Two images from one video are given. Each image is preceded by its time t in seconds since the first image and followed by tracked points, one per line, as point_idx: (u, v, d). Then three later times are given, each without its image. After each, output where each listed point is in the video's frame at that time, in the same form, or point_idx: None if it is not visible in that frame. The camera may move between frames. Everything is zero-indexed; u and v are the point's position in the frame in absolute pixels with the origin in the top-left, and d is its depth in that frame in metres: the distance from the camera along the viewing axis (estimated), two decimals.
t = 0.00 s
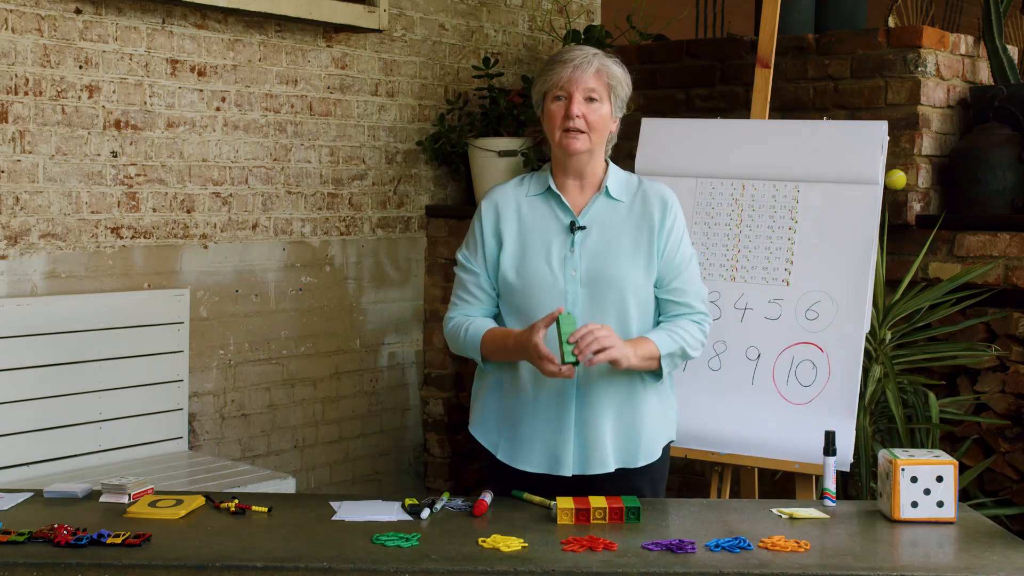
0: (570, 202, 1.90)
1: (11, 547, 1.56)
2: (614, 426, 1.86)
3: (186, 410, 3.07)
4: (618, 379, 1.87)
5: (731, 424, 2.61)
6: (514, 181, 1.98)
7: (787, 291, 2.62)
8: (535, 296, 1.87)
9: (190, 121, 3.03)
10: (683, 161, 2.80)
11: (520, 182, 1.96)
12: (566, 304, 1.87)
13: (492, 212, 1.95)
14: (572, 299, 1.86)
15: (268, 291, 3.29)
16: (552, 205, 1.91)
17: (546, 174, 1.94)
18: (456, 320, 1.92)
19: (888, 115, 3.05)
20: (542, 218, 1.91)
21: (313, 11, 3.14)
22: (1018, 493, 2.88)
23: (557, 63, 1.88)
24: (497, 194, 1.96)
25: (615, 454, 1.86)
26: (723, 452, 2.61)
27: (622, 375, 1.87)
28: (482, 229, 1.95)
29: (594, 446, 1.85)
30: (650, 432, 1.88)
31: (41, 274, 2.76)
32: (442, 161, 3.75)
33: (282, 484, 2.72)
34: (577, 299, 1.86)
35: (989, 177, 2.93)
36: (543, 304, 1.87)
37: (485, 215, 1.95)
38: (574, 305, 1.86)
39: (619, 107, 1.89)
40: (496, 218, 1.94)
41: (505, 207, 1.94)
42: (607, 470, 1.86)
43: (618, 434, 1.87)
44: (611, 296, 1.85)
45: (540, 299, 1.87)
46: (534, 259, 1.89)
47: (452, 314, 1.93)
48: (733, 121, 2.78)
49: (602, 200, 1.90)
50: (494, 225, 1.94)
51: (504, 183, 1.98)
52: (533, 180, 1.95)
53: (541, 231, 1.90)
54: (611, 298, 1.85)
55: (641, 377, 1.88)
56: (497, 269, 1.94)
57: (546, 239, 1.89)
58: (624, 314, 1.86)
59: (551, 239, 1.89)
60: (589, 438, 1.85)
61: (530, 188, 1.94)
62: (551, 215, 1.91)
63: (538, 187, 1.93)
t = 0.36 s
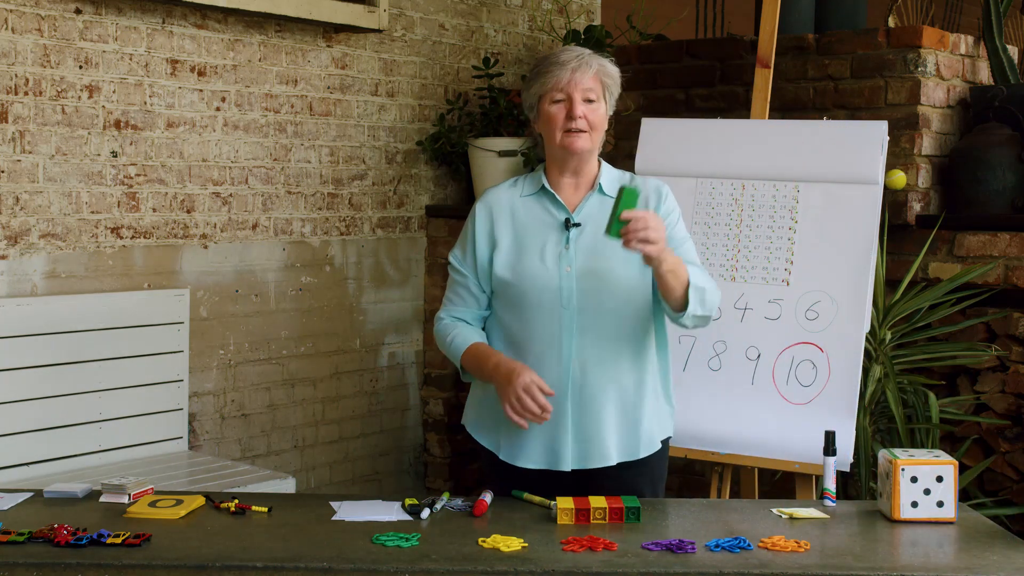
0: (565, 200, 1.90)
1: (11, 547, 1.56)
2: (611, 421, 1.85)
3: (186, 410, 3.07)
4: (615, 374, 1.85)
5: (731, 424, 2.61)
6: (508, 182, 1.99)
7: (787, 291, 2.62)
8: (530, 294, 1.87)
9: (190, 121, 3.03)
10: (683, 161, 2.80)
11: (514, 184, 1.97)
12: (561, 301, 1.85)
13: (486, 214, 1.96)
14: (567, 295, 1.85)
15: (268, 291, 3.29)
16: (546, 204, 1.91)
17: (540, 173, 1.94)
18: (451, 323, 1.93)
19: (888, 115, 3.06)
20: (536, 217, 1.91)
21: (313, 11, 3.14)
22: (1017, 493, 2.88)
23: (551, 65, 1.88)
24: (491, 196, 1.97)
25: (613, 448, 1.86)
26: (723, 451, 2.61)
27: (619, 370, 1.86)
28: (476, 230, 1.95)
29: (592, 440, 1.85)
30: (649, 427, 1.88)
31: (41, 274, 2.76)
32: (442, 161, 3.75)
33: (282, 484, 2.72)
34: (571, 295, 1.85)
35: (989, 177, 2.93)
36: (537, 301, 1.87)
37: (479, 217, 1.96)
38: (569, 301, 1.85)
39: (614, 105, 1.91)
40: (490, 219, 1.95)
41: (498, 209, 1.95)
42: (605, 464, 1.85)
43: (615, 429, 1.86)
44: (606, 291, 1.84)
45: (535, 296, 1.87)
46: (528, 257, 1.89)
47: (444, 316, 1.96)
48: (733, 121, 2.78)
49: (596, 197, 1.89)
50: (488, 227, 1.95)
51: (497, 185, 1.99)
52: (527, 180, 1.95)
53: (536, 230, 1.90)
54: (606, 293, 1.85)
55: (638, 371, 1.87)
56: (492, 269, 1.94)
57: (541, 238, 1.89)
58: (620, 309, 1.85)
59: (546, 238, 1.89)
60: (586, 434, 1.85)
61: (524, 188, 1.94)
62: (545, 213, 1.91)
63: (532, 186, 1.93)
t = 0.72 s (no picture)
0: (557, 201, 1.91)
1: (11, 547, 1.55)
2: (608, 420, 1.85)
3: (186, 410, 3.07)
4: (611, 373, 1.85)
5: (731, 424, 2.62)
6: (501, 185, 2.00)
7: (787, 291, 2.62)
8: (524, 295, 1.87)
9: (190, 121, 3.03)
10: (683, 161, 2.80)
11: (507, 188, 1.98)
12: (555, 301, 1.85)
13: (479, 217, 1.97)
14: (561, 296, 1.85)
15: (268, 291, 3.29)
16: (539, 205, 1.92)
17: (532, 176, 1.96)
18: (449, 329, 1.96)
19: (888, 115, 3.06)
20: (529, 218, 1.92)
21: (313, 11, 3.14)
22: (1017, 493, 2.88)
23: (538, 64, 1.87)
24: (484, 200, 1.98)
25: (611, 447, 1.86)
26: (723, 451, 2.61)
27: (615, 369, 1.85)
28: (471, 234, 1.97)
29: (589, 440, 1.85)
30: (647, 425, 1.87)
31: (41, 274, 2.76)
32: (442, 161, 3.75)
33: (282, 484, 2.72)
34: (565, 295, 1.85)
35: (989, 177, 2.93)
36: (531, 303, 1.87)
37: (473, 221, 1.97)
38: (563, 302, 1.85)
39: (602, 102, 1.90)
40: (483, 223, 1.96)
41: (492, 212, 1.96)
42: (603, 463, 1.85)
43: (612, 428, 1.85)
44: (600, 291, 1.85)
45: (529, 298, 1.87)
46: (521, 259, 1.89)
47: (442, 322, 1.98)
48: (733, 121, 2.78)
49: (588, 197, 1.89)
50: (482, 230, 1.96)
51: (490, 189, 2.00)
52: (519, 183, 1.97)
53: (529, 231, 1.91)
54: (600, 292, 1.85)
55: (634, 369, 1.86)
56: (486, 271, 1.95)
57: (534, 239, 1.90)
58: (615, 308, 1.85)
59: (539, 239, 1.89)
60: (582, 434, 1.85)
61: (517, 191, 1.96)
62: (538, 215, 1.91)
63: (524, 189, 1.95)
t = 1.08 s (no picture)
0: (557, 201, 1.91)
1: (11, 547, 1.55)
2: (610, 417, 1.85)
3: (186, 410, 3.07)
4: (613, 370, 1.85)
5: (731, 424, 2.62)
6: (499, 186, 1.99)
7: (787, 291, 2.62)
8: (526, 295, 1.87)
9: (190, 121, 3.03)
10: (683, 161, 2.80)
11: (505, 188, 1.97)
12: (557, 301, 1.86)
13: (479, 218, 1.96)
14: (563, 295, 1.86)
15: (268, 291, 3.29)
16: (539, 205, 1.92)
17: (531, 176, 1.95)
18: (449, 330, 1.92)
19: (888, 115, 3.06)
20: (529, 219, 1.91)
21: (313, 11, 3.14)
22: (1017, 493, 2.88)
23: (546, 66, 1.85)
24: (483, 200, 1.97)
25: (614, 444, 1.86)
26: (723, 451, 2.61)
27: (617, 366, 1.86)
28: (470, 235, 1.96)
29: (592, 438, 1.85)
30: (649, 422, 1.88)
31: (41, 274, 2.76)
32: (442, 161, 3.75)
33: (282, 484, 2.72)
34: (567, 295, 1.85)
35: (990, 177, 2.93)
36: (534, 303, 1.87)
37: (473, 222, 1.96)
38: (565, 301, 1.85)
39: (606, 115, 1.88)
40: (483, 224, 1.95)
41: (491, 213, 1.95)
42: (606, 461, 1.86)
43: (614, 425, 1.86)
44: (602, 289, 1.86)
45: (531, 298, 1.87)
46: (522, 259, 1.89)
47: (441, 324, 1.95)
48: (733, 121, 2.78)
49: (587, 196, 1.90)
50: (482, 232, 1.95)
51: (488, 190, 1.99)
52: (518, 183, 1.96)
53: (529, 232, 1.91)
54: (602, 291, 1.86)
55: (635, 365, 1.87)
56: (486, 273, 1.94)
57: (534, 240, 1.90)
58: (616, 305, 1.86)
59: (540, 239, 1.89)
60: (585, 432, 1.85)
61: (515, 191, 1.95)
62: (537, 215, 1.91)
63: (524, 189, 1.94)
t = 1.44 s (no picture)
0: (561, 204, 1.89)
1: (11, 547, 1.55)
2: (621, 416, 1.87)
3: (186, 410, 3.07)
4: (623, 370, 1.86)
5: (731, 424, 2.62)
6: (497, 189, 1.96)
7: (787, 291, 2.62)
8: (536, 299, 1.86)
9: (190, 121, 3.03)
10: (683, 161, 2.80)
11: (505, 191, 1.94)
12: (567, 303, 1.85)
13: (481, 221, 1.92)
14: (573, 298, 1.85)
15: (268, 291, 3.29)
16: (542, 208, 1.90)
17: (530, 177, 1.93)
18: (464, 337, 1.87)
19: (888, 115, 3.06)
20: (533, 222, 1.89)
21: (313, 11, 3.14)
22: (1017, 493, 2.88)
23: (548, 104, 1.76)
24: (483, 203, 1.93)
25: (623, 443, 1.87)
26: (723, 451, 2.61)
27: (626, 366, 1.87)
28: (473, 239, 1.91)
29: (604, 438, 1.86)
30: (656, 418, 1.90)
31: (41, 274, 2.76)
32: (442, 161, 3.75)
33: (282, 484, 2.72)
34: (577, 297, 1.85)
35: (989, 177, 2.93)
36: (543, 306, 1.86)
37: (475, 225, 1.92)
38: (574, 303, 1.85)
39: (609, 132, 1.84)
40: (486, 228, 1.91)
41: (494, 216, 1.91)
42: (617, 460, 1.87)
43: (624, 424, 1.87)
44: (609, 289, 1.86)
45: (540, 302, 1.86)
46: (530, 262, 1.87)
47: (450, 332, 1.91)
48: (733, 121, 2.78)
49: (591, 198, 1.89)
50: (485, 235, 1.91)
51: (488, 193, 1.96)
52: (520, 185, 1.93)
53: (535, 235, 1.89)
54: (610, 292, 1.86)
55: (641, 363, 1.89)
56: (492, 277, 1.91)
57: (541, 243, 1.88)
58: (624, 305, 1.87)
59: (547, 241, 1.88)
60: (596, 433, 1.86)
61: (517, 194, 1.93)
62: (542, 218, 1.89)
63: (526, 191, 1.91)
